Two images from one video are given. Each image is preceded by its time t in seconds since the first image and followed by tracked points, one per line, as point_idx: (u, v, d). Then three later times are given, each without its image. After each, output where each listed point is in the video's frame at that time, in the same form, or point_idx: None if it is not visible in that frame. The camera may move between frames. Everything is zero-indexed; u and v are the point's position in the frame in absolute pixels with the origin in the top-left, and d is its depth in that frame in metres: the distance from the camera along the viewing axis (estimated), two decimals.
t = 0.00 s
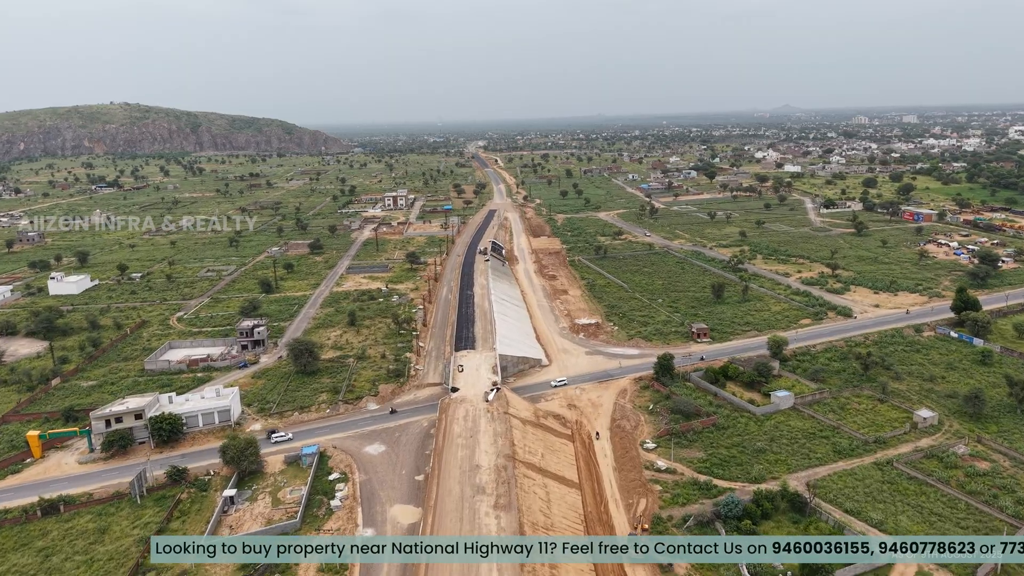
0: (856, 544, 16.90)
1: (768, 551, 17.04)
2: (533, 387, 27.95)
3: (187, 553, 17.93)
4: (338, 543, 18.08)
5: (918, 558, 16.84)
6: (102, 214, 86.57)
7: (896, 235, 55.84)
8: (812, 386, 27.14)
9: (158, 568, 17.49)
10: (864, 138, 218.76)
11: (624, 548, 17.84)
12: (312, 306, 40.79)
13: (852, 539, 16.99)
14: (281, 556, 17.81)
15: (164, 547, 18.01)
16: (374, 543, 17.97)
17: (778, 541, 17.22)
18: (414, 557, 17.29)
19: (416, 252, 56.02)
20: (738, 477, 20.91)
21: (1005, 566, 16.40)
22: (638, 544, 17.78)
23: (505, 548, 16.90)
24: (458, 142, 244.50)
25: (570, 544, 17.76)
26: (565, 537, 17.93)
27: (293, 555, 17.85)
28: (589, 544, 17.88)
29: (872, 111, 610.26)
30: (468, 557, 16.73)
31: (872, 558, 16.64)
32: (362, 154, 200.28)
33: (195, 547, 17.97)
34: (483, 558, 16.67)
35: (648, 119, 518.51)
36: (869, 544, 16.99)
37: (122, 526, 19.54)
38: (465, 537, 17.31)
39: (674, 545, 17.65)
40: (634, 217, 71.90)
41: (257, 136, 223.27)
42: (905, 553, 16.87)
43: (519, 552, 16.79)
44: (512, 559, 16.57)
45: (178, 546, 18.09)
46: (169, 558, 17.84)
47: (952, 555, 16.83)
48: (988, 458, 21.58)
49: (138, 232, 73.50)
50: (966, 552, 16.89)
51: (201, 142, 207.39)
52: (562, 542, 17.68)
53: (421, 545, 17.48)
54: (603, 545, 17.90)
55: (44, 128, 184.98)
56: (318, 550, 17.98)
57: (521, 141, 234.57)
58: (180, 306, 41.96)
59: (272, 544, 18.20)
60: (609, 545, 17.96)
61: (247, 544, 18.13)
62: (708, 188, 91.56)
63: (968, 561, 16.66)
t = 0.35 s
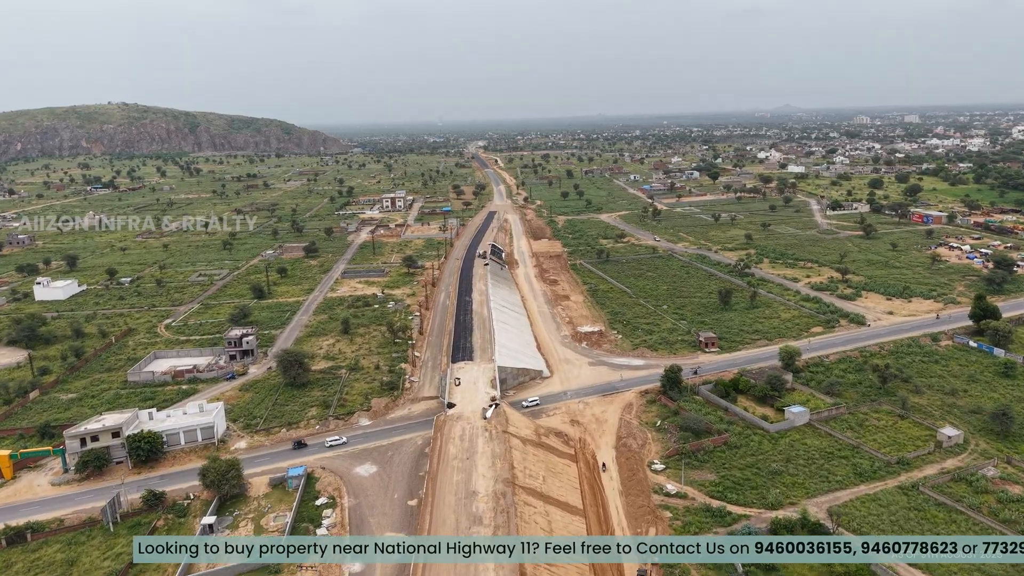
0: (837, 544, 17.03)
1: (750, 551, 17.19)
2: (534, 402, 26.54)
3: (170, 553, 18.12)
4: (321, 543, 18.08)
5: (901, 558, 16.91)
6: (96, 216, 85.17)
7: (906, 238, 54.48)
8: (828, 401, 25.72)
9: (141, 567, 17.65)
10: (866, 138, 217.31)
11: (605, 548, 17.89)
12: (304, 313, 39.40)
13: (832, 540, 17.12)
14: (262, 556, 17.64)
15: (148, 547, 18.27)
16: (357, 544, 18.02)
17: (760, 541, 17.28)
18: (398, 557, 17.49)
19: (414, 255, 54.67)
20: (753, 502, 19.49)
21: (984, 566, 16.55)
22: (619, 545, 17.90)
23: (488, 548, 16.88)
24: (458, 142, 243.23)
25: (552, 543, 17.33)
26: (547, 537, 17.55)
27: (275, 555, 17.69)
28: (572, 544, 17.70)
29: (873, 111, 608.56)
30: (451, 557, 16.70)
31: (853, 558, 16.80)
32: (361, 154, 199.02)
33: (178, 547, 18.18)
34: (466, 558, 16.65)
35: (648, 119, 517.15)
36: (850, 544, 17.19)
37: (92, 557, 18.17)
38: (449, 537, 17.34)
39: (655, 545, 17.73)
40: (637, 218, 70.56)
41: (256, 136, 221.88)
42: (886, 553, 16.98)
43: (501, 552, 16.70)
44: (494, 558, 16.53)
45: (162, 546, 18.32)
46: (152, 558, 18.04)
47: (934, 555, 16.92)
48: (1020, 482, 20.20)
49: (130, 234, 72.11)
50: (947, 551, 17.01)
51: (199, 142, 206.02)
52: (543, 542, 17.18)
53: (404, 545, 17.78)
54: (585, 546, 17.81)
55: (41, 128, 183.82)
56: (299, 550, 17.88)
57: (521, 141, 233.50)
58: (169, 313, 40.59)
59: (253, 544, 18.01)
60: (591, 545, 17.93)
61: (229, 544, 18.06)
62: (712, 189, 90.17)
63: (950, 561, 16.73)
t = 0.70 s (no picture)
0: (822, 544, 17.08)
1: (733, 550, 17.26)
2: (535, 418, 25.16)
3: (153, 553, 17.94)
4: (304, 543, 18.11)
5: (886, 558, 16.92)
6: (89, 217, 83.83)
7: (917, 242, 53.13)
8: (846, 418, 24.30)
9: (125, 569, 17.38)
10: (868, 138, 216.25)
11: (589, 548, 17.76)
12: (297, 320, 38.04)
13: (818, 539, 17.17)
14: (246, 556, 17.79)
15: (130, 547, 18.01)
16: (339, 543, 18.08)
17: (742, 541, 17.49)
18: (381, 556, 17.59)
19: (411, 259, 53.32)
20: (771, 532, 18.09)
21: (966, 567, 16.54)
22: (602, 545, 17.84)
23: (469, 548, 16.80)
24: (458, 142, 242.46)
25: (534, 543, 16.90)
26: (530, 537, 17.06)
27: (258, 555, 17.78)
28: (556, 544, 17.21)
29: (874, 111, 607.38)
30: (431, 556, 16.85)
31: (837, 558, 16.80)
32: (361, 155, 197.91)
33: (161, 547, 18.02)
34: (447, 558, 16.67)
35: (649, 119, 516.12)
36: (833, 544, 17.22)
37: None
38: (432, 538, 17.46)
39: (636, 545, 17.87)
40: (639, 221, 69.28)
41: (255, 136, 220.50)
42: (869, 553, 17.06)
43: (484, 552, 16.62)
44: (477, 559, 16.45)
45: (144, 546, 18.08)
46: (134, 558, 17.81)
47: (917, 555, 16.95)
48: None
49: (123, 236, 70.84)
50: (930, 551, 17.03)
51: (198, 142, 204.91)
52: (526, 542, 16.82)
53: (387, 545, 17.86)
54: (567, 546, 17.41)
55: (39, 128, 182.96)
56: (283, 550, 17.92)
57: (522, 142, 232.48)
58: (157, 320, 39.23)
59: (237, 544, 18.17)
60: (575, 545, 17.66)
61: (212, 543, 18.11)
62: (715, 190, 88.82)
63: (933, 561, 16.75)
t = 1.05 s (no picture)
0: (804, 544, 17.38)
1: (716, 551, 17.46)
2: (535, 436, 23.76)
3: (135, 553, 17.65)
4: (286, 543, 18.14)
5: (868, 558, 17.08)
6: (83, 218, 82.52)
7: (928, 245, 51.72)
8: (867, 437, 22.89)
9: None
10: (871, 138, 214.71)
11: (572, 548, 17.36)
12: (288, 329, 36.66)
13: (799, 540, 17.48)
14: (228, 556, 17.60)
15: (112, 547, 17.67)
16: (321, 544, 18.13)
17: (725, 541, 17.73)
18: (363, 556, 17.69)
19: (408, 263, 51.93)
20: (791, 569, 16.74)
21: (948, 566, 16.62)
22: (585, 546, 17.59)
23: (453, 548, 16.82)
24: (458, 142, 241.40)
25: (518, 544, 16.66)
26: (513, 537, 16.83)
27: (240, 555, 17.63)
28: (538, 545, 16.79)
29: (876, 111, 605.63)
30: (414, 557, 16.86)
31: (818, 558, 17.07)
32: (360, 154, 196.55)
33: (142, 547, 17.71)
34: (431, 558, 16.68)
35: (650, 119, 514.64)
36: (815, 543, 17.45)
37: None
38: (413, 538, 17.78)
39: (620, 545, 17.91)
40: (642, 223, 67.89)
41: (254, 136, 219.01)
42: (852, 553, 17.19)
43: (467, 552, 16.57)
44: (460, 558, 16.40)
45: (126, 546, 17.78)
46: (116, 559, 17.51)
47: (899, 555, 17.12)
48: None
49: (116, 238, 69.52)
50: (913, 551, 17.19)
51: (197, 142, 203.66)
52: (510, 542, 16.69)
53: (369, 546, 18.03)
54: (549, 546, 16.95)
55: (36, 128, 182.05)
56: (265, 550, 17.85)
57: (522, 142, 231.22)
58: (144, 328, 37.83)
59: (220, 544, 17.96)
60: (556, 545, 17.15)
61: (196, 543, 17.67)
62: (719, 191, 87.48)
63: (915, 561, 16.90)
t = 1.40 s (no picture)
0: (785, 544, 17.35)
1: (698, 551, 17.42)
2: (536, 457, 22.35)
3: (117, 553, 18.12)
4: (267, 543, 18.27)
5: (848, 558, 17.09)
6: (75, 220, 81.16)
7: (939, 249, 50.31)
8: (889, 459, 21.47)
9: None
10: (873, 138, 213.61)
11: (554, 548, 17.09)
12: (278, 338, 35.24)
13: (781, 540, 17.45)
14: (210, 556, 17.88)
15: (95, 547, 18.22)
16: (304, 543, 18.29)
17: (707, 541, 17.64)
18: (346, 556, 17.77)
19: (405, 267, 50.57)
20: None
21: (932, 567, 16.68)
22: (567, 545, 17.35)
23: (435, 548, 16.86)
24: (458, 142, 240.54)
25: (500, 544, 16.67)
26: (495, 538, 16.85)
27: (221, 555, 17.89)
28: (519, 544, 16.65)
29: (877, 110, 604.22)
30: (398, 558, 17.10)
31: (802, 558, 16.97)
32: (360, 155, 195.15)
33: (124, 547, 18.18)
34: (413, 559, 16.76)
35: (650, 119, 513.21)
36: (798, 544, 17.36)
37: None
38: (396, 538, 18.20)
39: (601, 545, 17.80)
40: (645, 225, 66.49)
41: (253, 136, 217.56)
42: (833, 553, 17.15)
43: (449, 552, 16.63)
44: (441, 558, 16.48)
45: (109, 546, 18.25)
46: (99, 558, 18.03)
47: (882, 555, 17.12)
48: None
49: (107, 240, 68.14)
50: (895, 551, 17.20)
51: (195, 142, 202.23)
52: (492, 543, 16.73)
53: (351, 545, 18.07)
54: (533, 545, 16.75)
55: (33, 129, 180.85)
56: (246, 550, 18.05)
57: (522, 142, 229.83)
58: (129, 336, 36.47)
59: (201, 545, 18.25)
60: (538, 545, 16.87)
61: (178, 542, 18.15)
62: (722, 192, 86.10)
63: (897, 561, 16.93)
